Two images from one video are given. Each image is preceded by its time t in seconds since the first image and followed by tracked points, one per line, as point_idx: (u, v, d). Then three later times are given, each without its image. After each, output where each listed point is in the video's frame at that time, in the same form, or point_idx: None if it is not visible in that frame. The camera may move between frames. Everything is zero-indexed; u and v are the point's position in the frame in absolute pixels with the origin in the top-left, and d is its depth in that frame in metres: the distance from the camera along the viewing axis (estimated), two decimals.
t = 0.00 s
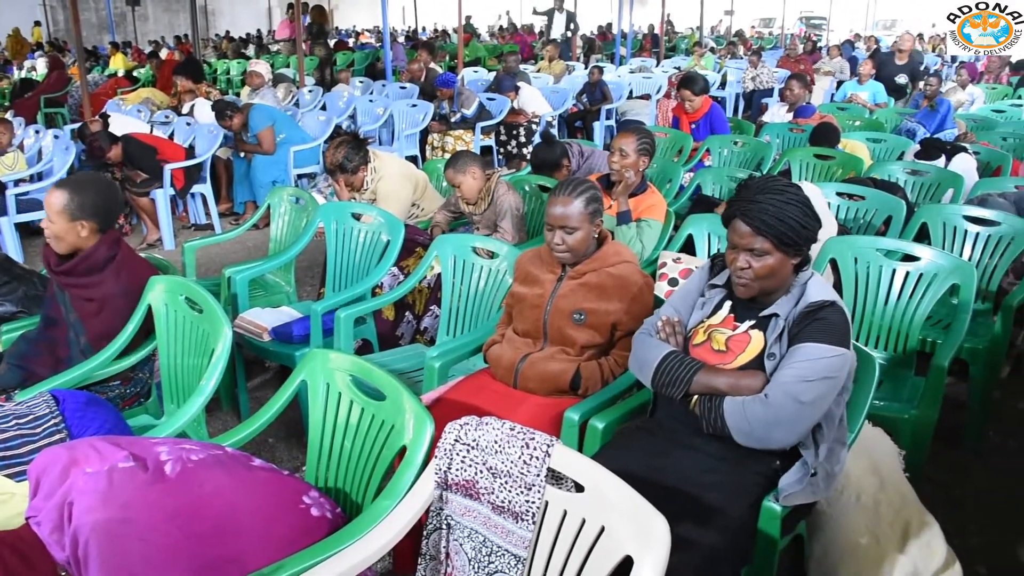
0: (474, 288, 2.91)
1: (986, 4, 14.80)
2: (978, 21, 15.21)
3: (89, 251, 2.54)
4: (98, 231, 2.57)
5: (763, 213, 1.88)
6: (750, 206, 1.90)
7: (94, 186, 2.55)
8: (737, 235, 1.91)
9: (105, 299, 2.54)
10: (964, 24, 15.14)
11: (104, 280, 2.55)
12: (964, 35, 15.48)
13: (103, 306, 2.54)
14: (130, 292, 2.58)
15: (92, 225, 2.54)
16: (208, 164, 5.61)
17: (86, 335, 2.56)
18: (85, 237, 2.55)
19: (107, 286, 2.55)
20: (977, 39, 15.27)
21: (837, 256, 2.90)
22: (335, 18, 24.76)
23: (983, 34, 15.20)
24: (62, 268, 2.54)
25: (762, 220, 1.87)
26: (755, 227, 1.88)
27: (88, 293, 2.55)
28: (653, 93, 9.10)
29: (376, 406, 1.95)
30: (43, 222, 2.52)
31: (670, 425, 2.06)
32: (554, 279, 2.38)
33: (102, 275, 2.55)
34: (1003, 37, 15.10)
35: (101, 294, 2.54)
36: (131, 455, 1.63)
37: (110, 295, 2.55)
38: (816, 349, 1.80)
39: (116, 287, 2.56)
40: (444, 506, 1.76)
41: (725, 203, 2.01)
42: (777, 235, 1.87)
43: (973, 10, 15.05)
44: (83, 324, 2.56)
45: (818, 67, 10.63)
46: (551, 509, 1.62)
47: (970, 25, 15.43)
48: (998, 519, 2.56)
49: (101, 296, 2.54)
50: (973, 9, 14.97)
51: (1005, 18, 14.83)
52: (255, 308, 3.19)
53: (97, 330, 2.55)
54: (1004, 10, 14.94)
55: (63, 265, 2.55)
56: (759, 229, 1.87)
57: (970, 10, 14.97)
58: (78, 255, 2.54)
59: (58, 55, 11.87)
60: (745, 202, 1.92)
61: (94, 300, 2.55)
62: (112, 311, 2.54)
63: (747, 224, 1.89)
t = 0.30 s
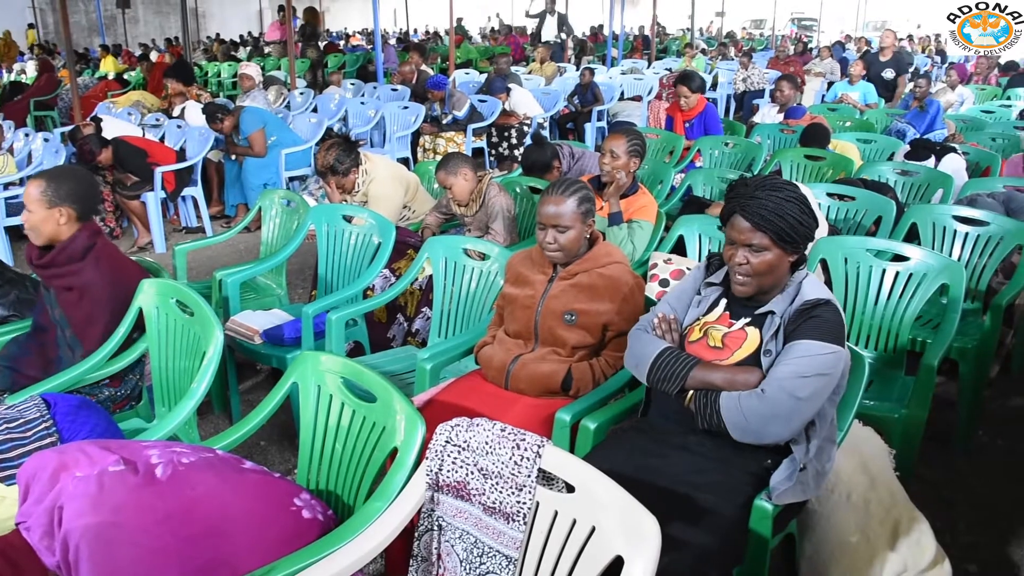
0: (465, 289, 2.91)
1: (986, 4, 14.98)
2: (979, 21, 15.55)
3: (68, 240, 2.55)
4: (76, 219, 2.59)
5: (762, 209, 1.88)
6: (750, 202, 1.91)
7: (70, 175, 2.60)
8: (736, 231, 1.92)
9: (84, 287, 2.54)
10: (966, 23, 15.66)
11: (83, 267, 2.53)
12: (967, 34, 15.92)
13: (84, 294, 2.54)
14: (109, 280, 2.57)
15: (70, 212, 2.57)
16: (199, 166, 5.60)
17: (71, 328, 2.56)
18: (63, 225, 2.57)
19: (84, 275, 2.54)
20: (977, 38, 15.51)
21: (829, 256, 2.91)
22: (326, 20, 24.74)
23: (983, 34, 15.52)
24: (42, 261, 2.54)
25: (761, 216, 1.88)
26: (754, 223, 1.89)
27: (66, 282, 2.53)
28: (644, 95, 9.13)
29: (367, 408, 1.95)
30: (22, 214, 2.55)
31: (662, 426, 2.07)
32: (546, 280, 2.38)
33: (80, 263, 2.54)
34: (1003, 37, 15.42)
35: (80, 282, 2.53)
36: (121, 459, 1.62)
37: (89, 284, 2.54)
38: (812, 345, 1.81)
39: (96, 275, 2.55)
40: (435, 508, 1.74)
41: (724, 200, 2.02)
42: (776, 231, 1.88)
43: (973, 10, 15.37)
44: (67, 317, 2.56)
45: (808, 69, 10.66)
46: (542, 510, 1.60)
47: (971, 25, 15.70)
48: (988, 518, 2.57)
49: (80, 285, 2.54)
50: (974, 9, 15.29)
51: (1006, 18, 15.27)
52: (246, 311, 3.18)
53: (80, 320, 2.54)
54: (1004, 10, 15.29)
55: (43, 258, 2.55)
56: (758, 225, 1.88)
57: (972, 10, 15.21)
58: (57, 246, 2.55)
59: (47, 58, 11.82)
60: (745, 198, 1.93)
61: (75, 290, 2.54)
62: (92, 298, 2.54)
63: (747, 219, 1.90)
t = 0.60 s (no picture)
0: (451, 291, 2.92)
1: (986, 4, 15.82)
2: (978, 21, 16.42)
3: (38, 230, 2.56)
4: (49, 210, 2.62)
5: (739, 214, 1.89)
6: (727, 207, 1.91)
7: (41, 168, 2.63)
8: (714, 235, 1.93)
9: (53, 275, 2.53)
10: (965, 24, 16.64)
11: (49, 255, 2.52)
12: (966, 34, 16.83)
13: (53, 282, 2.53)
14: (78, 267, 2.55)
15: (42, 203, 2.60)
16: (183, 168, 5.58)
17: (46, 319, 2.55)
18: (36, 217, 2.60)
19: (52, 263, 2.53)
20: (977, 38, 16.46)
21: (813, 257, 2.93)
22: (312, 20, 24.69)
23: (983, 33, 16.41)
24: (14, 253, 2.56)
25: (738, 220, 1.88)
26: (732, 228, 1.89)
27: (36, 272, 2.54)
28: (630, 96, 9.17)
29: (351, 410, 1.94)
30: None
31: (645, 427, 2.07)
32: (530, 281, 2.38)
33: (46, 252, 2.53)
34: (1002, 37, 16.29)
35: (49, 270, 2.53)
36: (103, 460, 1.61)
37: (57, 271, 2.53)
38: (790, 347, 1.81)
39: (63, 262, 2.53)
40: (419, 509, 1.73)
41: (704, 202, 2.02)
42: (753, 235, 1.88)
43: (973, 10, 16.26)
44: (42, 309, 2.57)
45: (794, 71, 10.72)
46: (527, 512, 1.60)
47: (969, 25, 16.62)
48: (970, 517, 2.59)
49: (49, 274, 2.53)
50: (975, 9, 16.18)
51: (1005, 19, 16.16)
52: (230, 313, 3.17)
53: (53, 308, 2.55)
54: (1003, 10, 16.11)
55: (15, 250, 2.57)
56: (736, 230, 1.89)
57: (972, 10, 16.12)
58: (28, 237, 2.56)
59: (30, 58, 11.73)
60: (722, 202, 1.93)
61: (45, 279, 2.54)
62: (61, 286, 2.53)
63: (724, 225, 1.90)
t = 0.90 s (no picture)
0: (438, 291, 2.92)
1: (986, 5, 16.52)
2: (978, 21, 16.91)
3: (19, 225, 2.59)
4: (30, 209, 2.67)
5: (731, 209, 1.90)
6: (719, 202, 1.92)
7: (24, 167, 2.70)
8: (705, 231, 1.93)
9: (32, 270, 2.54)
10: (965, 24, 17.04)
11: (28, 250, 2.54)
12: (966, 35, 17.29)
13: (31, 276, 2.54)
14: (56, 262, 2.56)
15: (23, 200, 2.65)
16: (169, 168, 5.55)
17: (24, 314, 2.54)
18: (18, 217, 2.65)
19: (31, 258, 2.54)
20: (977, 39, 17.05)
21: (799, 257, 2.95)
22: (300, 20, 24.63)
23: (983, 33, 16.96)
24: None
25: (730, 215, 1.89)
26: (725, 223, 1.90)
27: (15, 267, 2.54)
28: (617, 97, 9.21)
29: (337, 410, 1.93)
30: None
31: (632, 428, 2.08)
32: (517, 281, 2.39)
33: (25, 248, 2.54)
34: (1002, 37, 16.93)
35: (27, 264, 2.54)
36: (84, 462, 1.60)
37: (36, 265, 2.54)
38: (778, 347, 1.82)
39: (42, 256, 2.55)
40: (406, 510, 1.72)
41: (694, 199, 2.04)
42: (745, 230, 1.89)
43: (972, 10, 16.86)
44: (18, 304, 2.55)
45: (780, 72, 10.77)
46: (513, 512, 1.59)
47: (970, 26, 17.20)
48: (956, 516, 2.60)
49: (27, 269, 2.54)
50: (975, 9, 16.80)
51: (1005, 19, 16.66)
52: (217, 313, 3.16)
53: (30, 303, 2.54)
54: (1003, 10, 16.68)
55: None
56: (728, 224, 1.89)
57: (971, 10, 16.74)
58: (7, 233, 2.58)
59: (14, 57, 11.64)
60: (714, 198, 1.94)
61: (23, 273, 2.55)
62: (39, 281, 2.54)
63: (717, 219, 1.91)
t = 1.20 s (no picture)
0: (426, 291, 2.92)
1: (987, 4, 16.90)
2: (978, 21, 17.19)
3: (8, 226, 2.56)
4: (22, 212, 2.68)
5: (715, 216, 1.90)
6: (702, 210, 1.92)
7: (19, 168, 2.70)
8: (690, 238, 1.94)
9: (22, 272, 2.53)
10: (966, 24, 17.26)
11: (19, 252, 2.53)
12: (965, 35, 17.44)
13: (21, 279, 2.53)
14: (47, 265, 2.56)
15: (17, 203, 2.66)
16: (157, 169, 5.53)
17: (11, 316, 2.52)
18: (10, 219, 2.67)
19: (22, 259, 2.53)
20: (977, 38, 17.17)
21: (787, 257, 2.96)
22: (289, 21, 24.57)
23: (983, 33, 17.12)
24: None
25: (713, 223, 1.89)
26: (708, 230, 1.90)
27: (4, 268, 2.52)
28: (607, 97, 9.24)
29: (326, 411, 1.93)
30: None
31: (621, 427, 2.08)
32: (506, 281, 2.39)
33: (16, 249, 2.53)
34: (1002, 37, 17.06)
35: (18, 266, 2.52)
36: (73, 464, 1.58)
37: (26, 267, 2.53)
38: (766, 346, 1.82)
39: (32, 259, 2.54)
40: (394, 510, 1.72)
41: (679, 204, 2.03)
42: (729, 238, 1.89)
43: (972, 10, 17.29)
44: (5, 306, 2.52)
45: (769, 72, 10.82)
46: (501, 512, 1.59)
47: (969, 26, 17.41)
48: (943, 515, 2.62)
49: (17, 270, 2.53)
50: (975, 10, 17.23)
51: (1005, 19, 16.85)
52: (205, 314, 3.15)
53: (18, 304, 2.53)
54: (1003, 10, 16.99)
55: None
56: (712, 232, 1.89)
57: (971, 10, 17.14)
58: None
59: None
60: (697, 205, 1.94)
61: (13, 274, 2.53)
62: (30, 284, 2.53)
63: (700, 227, 1.91)
